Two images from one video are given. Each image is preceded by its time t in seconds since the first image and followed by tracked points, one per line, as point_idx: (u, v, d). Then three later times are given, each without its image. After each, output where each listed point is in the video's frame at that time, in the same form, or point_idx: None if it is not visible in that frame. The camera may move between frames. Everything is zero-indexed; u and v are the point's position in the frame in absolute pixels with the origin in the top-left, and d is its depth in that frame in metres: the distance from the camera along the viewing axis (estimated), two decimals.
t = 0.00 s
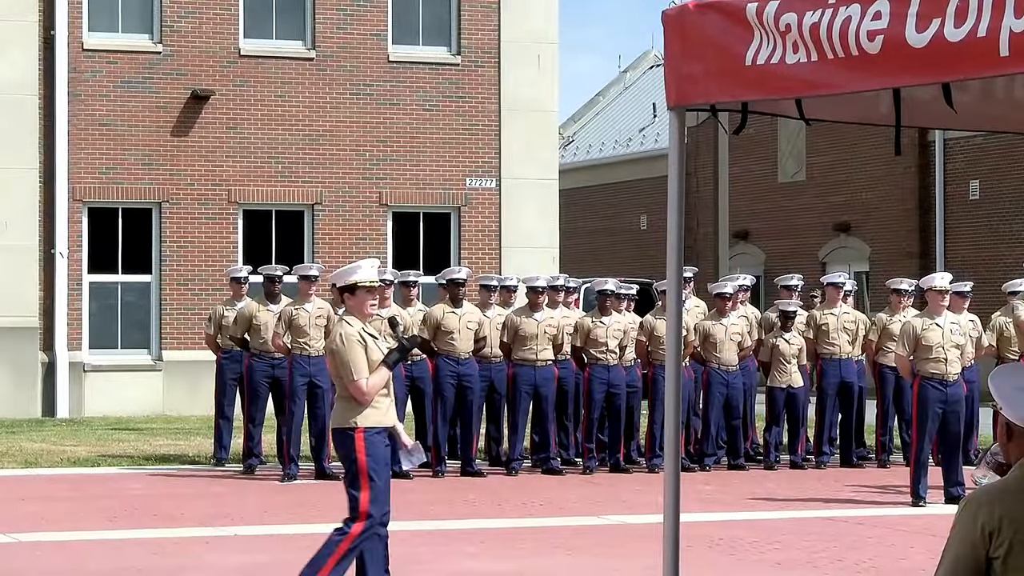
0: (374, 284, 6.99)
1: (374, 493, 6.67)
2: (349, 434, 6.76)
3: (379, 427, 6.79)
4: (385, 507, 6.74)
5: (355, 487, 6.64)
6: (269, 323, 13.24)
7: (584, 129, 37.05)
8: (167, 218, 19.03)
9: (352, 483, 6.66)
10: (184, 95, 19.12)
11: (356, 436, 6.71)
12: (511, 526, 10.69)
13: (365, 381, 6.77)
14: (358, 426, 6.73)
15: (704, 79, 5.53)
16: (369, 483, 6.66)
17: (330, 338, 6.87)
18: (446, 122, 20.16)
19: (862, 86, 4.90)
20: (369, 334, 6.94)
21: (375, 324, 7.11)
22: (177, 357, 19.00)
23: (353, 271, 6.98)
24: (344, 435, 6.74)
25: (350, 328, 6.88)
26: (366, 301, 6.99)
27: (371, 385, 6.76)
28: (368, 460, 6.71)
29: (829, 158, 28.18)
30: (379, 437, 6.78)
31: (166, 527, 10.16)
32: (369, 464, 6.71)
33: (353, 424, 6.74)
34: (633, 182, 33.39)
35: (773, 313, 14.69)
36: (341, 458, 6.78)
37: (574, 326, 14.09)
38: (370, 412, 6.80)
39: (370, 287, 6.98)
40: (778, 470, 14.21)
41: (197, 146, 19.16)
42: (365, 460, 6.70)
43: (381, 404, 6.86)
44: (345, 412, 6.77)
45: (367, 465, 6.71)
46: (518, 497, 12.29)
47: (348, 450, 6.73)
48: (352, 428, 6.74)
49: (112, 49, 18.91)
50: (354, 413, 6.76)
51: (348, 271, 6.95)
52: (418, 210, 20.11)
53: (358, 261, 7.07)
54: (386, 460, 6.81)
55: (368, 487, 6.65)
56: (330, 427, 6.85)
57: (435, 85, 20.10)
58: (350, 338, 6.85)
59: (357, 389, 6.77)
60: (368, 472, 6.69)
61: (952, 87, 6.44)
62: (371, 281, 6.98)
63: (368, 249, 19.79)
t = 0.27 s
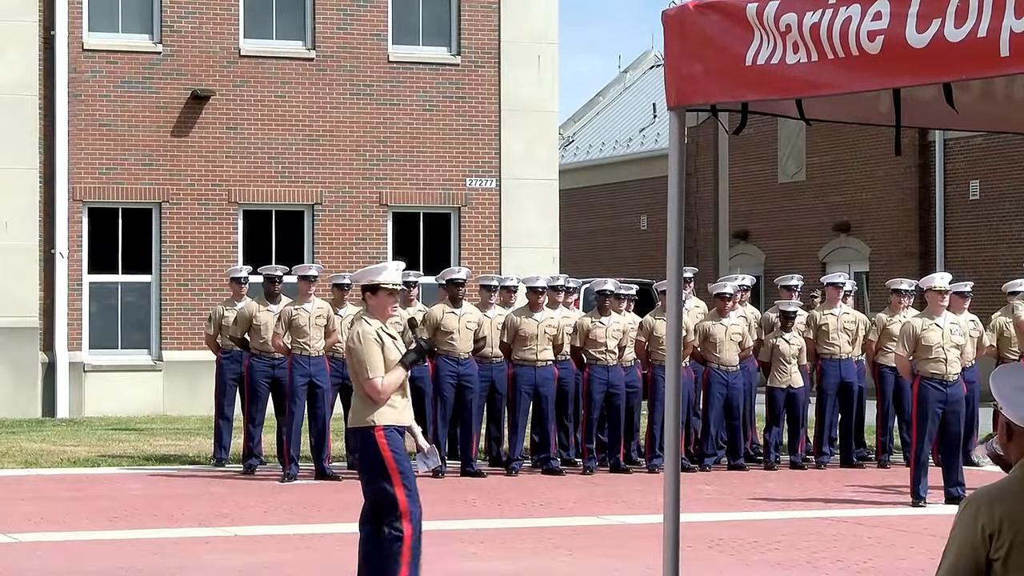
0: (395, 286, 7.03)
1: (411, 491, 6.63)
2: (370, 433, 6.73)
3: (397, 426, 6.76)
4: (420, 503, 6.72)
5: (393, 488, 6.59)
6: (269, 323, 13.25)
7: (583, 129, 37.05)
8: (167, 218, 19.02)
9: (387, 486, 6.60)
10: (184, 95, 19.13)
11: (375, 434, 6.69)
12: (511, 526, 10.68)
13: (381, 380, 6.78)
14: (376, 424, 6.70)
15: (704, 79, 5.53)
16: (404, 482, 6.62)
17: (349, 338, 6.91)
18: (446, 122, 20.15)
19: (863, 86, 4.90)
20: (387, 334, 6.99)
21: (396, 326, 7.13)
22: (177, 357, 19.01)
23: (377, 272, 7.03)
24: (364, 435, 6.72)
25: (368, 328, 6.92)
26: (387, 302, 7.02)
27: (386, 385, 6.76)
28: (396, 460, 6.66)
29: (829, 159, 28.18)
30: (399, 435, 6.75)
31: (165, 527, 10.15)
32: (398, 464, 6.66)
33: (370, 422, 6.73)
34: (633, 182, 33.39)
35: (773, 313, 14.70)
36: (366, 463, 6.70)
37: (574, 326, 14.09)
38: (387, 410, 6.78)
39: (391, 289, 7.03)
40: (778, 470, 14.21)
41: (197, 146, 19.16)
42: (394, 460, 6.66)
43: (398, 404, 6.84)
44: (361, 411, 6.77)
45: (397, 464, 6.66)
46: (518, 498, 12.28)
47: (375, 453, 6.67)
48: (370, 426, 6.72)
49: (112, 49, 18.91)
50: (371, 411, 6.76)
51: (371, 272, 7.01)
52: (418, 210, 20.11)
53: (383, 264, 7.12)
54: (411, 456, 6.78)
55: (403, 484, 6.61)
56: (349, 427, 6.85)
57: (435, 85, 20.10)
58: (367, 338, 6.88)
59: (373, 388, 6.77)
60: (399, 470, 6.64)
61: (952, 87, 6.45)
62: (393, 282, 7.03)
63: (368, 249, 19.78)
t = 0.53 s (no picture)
0: (419, 291, 6.89)
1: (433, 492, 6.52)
2: (392, 436, 6.59)
3: (419, 430, 6.63)
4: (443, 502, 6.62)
5: (418, 489, 6.47)
6: (269, 323, 13.25)
7: (583, 129, 37.06)
8: (167, 218, 19.02)
9: (410, 487, 6.49)
10: (184, 95, 19.13)
11: (399, 438, 6.55)
12: (511, 527, 10.68)
13: (404, 383, 6.64)
14: (400, 427, 6.57)
15: (704, 79, 5.54)
16: (426, 484, 6.51)
17: (371, 339, 6.76)
18: (446, 123, 20.15)
19: (863, 86, 4.90)
20: (410, 337, 6.84)
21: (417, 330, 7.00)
22: (177, 357, 19.01)
23: (401, 276, 6.90)
24: (388, 437, 6.58)
25: (391, 331, 6.77)
26: (410, 306, 6.89)
27: (408, 388, 6.62)
28: (417, 462, 6.53)
29: (829, 159, 28.20)
30: (420, 439, 6.63)
31: (165, 527, 10.14)
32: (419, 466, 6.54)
33: (393, 425, 6.59)
34: (632, 182, 33.40)
35: (773, 314, 14.71)
36: (386, 466, 6.56)
37: (574, 326, 14.10)
38: (409, 414, 6.64)
39: (415, 293, 6.89)
40: (777, 471, 14.21)
41: (197, 146, 19.16)
42: (415, 461, 6.54)
43: (420, 408, 6.71)
44: (384, 413, 6.62)
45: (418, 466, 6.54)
46: (519, 498, 12.28)
47: (395, 455, 6.54)
48: (393, 430, 6.58)
49: (111, 50, 18.92)
50: (393, 414, 6.61)
51: (397, 275, 6.87)
52: (418, 211, 20.11)
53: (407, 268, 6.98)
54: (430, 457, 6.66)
55: (426, 485, 6.50)
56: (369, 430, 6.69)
57: (435, 85, 20.10)
58: (390, 341, 6.74)
59: (396, 391, 6.63)
60: (420, 471, 6.52)
61: (951, 88, 6.46)
62: (416, 287, 6.89)
63: (368, 249, 19.78)
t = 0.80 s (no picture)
0: (445, 292, 6.85)
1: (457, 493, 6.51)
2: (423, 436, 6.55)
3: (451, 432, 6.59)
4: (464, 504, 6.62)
5: (444, 490, 6.46)
6: (268, 323, 13.25)
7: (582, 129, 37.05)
8: (167, 218, 19.02)
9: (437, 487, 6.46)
10: (184, 95, 19.13)
11: (433, 439, 6.51)
12: (511, 527, 10.67)
13: (437, 385, 6.59)
14: (434, 428, 6.53)
15: (704, 79, 5.54)
16: (452, 484, 6.49)
17: (402, 341, 6.70)
18: (446, 123, 20.16)
19: (863, 87, 4.90)
20: (440, 339, 6.79)
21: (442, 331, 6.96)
22: (178, 357, 19.01)
23: (426, 278, 6.85)
24: (421, 438, 6.52)
25: (422, 332, 6.72)
26: (438, 308, 6.85)
27: (442, 390, 6.58)
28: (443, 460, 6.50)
29: (828, 159, 28.21)
30: (451, 440, 6.59)
31: (165, 528, 10.14)
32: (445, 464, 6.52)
33: (427, 426, 6.54)
34: (632, 182, 33.40)
35: (773, 314, 14.72)
36: (414, 461, 6.52)
37: (574, 327, 14.10)
38: (441, 415, 6.60)
39: (441, 295, 6.86)
40: (778, 471, 14.21)
41: (197, 146, 19.16)
42: (444, 461, 6.50)
43: (450, 409, 6.67)
44: (417, 415, 6.56)
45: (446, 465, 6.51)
46: (519, 498, 12.28)
47: (424, 452, 6.50)
48: (426, 430, 6.53)
49: (112, 50, 18.92)
50: (427, 416, 6.56)
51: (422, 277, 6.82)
52: (418, 211, 20.11)
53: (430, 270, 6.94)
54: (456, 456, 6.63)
55: (453, 486, 6.49)
56: (400, 430, 6.63)
57: (435, 85, 20.10)
58: (422, 343, 6.68)
59: (429, 393, 6.58)
60: (448, 471, 6.50)
61: (951, 88, 6.46)
62: (442, 288, 6.85)
63: (368, 249, 19.78)
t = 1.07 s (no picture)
0: (470, 288, 6.88)
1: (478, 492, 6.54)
2: (450, 433, 6.59)
3: (479, 428, 6.64)
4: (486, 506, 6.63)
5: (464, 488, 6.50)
6: (268, 324, 13.24)
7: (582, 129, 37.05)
8: (167, 218, 19.02)
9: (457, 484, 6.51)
10: (184, 96, 19.13)
11: (460, 436, 6.56)
12: (512, 527, 10.68)
13: (465, 381, 6.63)
14: (461, 425, 6.58)
15: (704, 80, 5.54)
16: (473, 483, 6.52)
17: (429, 339, 6.72)
18: (446, 123, 20.16)
19: (862, 87, 4.90)
20: (467, 335, 6.82)
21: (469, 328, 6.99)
22: (178, 357, 19.02)
23: (450, 275, 6.87)
24: (448, 435, 6.57)
25: (449, 329, 6.75)
26: (464, 304, 6.87)
27: (471, 386, 6.61)
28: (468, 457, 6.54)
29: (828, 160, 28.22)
30: (478, 438, 6.63)
31: (166, 527, 10.15)
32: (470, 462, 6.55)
33: (455, 423, 6.58)
34: (632, 183, 33.40)
35: (773, 314, 14.72)
36: (439, 456, 6.58)
37: (574, 327, 14.12)
38: (470, 412, 6.65)
39: (466, 291, 6.87)
40: (778, 471, 14.21)
41: (196, 146, 19.16)
42: (467, 459, 6.54)
43: (479, 405, 6.71)
44: (447, 412, 6.61)
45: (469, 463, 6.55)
46: (519, 498, 12.29)
47: (449, 448, 6.55)
48: (454, 427, 6.58)
49: (112, 50, 18.92)
50: (455, 413, 6.61)
51: (445, 275, 6.84)
52: (418, 211, 20.10)
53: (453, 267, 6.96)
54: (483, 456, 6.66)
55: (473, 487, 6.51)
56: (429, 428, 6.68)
57: (435, 85, 20.10)
58: (449, 340, 6.71)
59: (459, 390, 6.62)
60: (470, 470, 6.53)
61: (951, 88, 6.46)
62: (466, 285, 6.87)
63: (368, 249, 19.78)
